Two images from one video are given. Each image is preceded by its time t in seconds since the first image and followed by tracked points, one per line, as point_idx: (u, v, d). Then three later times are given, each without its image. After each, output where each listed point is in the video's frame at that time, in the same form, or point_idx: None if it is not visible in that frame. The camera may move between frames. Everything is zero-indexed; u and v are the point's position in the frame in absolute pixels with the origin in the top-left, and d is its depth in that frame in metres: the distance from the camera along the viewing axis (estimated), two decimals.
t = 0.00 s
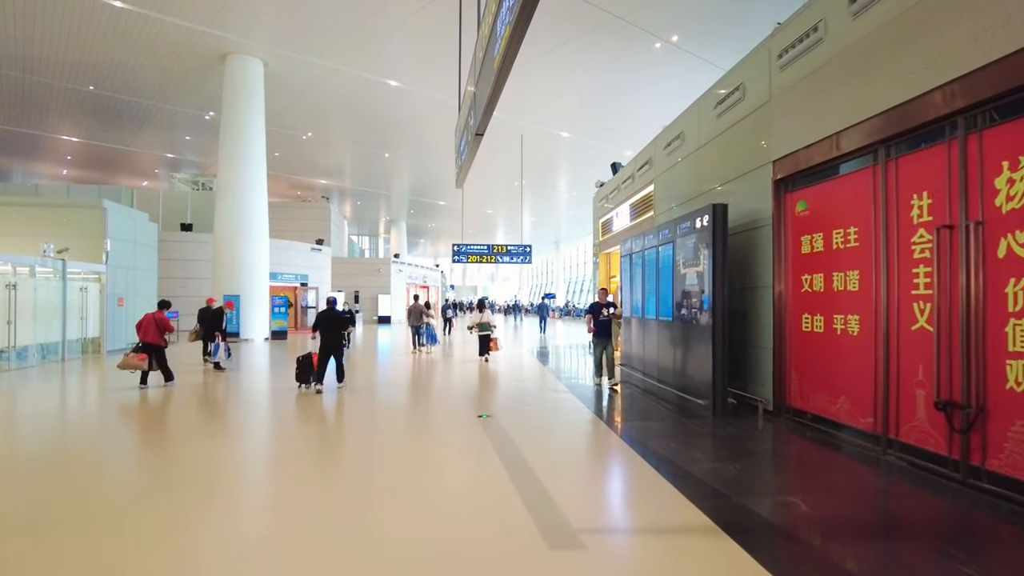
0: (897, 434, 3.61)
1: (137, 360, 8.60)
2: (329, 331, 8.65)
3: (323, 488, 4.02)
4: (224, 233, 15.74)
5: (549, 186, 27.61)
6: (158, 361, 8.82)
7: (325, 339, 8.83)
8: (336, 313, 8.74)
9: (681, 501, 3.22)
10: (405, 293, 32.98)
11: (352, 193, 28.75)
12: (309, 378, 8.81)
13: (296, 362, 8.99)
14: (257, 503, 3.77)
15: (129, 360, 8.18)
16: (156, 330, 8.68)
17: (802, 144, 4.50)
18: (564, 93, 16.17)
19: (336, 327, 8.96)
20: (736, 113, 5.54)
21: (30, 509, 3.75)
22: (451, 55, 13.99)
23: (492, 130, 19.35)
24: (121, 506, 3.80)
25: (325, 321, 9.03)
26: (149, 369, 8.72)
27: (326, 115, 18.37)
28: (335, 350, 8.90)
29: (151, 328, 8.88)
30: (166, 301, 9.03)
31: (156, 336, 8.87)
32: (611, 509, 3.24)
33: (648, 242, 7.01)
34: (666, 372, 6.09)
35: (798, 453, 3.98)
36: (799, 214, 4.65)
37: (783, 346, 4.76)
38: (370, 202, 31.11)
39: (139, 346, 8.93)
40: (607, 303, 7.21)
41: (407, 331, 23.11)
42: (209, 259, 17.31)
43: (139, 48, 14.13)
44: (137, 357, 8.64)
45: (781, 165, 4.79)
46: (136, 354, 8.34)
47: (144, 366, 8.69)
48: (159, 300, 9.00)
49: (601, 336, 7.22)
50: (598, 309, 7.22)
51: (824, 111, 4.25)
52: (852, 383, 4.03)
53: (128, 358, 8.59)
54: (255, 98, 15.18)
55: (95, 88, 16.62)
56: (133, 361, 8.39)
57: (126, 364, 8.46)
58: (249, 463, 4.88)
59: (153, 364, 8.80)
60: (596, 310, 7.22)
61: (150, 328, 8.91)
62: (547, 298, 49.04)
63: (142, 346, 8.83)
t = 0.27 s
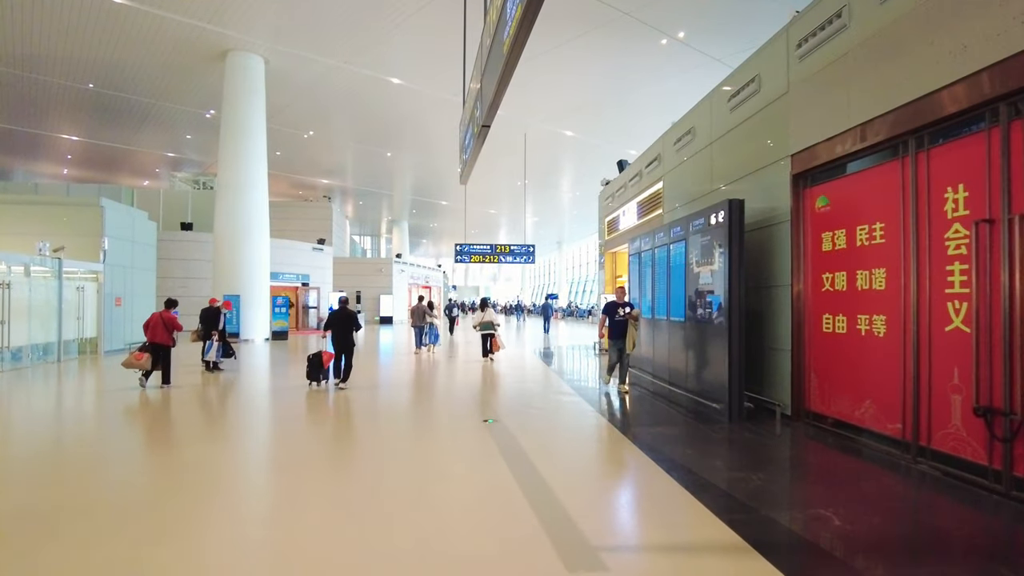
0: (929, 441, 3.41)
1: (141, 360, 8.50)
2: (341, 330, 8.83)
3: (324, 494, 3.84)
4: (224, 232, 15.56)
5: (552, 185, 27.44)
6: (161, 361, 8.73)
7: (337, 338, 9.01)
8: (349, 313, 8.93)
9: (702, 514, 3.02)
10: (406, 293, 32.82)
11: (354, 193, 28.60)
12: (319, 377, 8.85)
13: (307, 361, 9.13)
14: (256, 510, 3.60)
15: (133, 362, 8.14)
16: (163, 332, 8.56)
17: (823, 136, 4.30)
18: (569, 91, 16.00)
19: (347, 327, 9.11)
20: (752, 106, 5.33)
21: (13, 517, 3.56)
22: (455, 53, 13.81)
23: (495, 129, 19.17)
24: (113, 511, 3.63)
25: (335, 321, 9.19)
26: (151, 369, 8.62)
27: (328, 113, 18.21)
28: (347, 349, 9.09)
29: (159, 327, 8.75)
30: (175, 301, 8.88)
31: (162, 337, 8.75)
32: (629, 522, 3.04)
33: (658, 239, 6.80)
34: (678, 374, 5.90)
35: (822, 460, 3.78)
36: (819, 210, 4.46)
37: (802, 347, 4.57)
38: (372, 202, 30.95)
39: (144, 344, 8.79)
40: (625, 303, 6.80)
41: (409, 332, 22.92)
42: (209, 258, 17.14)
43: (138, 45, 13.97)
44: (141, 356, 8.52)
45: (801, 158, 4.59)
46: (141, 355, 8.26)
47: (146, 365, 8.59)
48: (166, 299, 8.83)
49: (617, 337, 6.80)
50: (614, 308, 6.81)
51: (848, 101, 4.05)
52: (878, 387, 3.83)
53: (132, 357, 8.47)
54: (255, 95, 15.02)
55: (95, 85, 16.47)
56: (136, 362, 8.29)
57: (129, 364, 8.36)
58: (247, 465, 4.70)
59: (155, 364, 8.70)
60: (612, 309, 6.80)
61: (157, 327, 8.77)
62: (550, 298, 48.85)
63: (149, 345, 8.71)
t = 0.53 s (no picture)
0: (959, 448, 3.22)
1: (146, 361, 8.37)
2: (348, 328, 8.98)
3: (323, 500, 3.70)
4: (222, 230, 15.37)
5: (553, 184, 27.26)
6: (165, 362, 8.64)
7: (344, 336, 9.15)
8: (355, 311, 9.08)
9: (719, 525, 2.84)
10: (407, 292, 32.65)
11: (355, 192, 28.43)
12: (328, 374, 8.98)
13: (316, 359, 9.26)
14: (251, 514, 3.47)
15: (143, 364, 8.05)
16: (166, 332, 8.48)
17: (840, 129, 4.13)
18: (571, 88, 15.83)
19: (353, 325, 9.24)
20: (765, 97, 5.14)
21: None
22: (456, 49, 13.64)
23: (496, 126, 19.00)
24: (100, 516, 3.49)
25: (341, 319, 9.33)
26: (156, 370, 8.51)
27: (328, 111, 18.04)
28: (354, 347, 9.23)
29: (159, 327, 8.60)
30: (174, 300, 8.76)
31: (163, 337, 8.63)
32: (640, 533, 2.86)
33: (664, 238, 6.60)
34: (687, 375, 5.70)
35: (840, 466, 3.59)
36: (836, 205, 4.28)
37: (818, 348, 4.39)
38: (373, 201, 30.78)
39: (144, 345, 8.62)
40: (638, 303, 6.22)
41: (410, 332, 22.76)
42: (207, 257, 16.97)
43: (136, 41, 13.81)
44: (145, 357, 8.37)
45: (816, 151, 4.41)
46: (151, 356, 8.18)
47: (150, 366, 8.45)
48: (166, 299, 8.68)
49: (632, 338, 6.23)
50: (626, 309, 6.23)
51: (868, 90, 3.87)
52: (900, 390, 3.65)
53: (137, 359, 8.32)
54: (254, 92, 14.85)
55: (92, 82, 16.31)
56: (145, 364, 8.18)
57: (136, 366, 8.21)
58: (243, 467, 4.55)
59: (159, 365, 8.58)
60: (624, 311, 6.22)
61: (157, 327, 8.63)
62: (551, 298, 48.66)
63: (150, 345, 8.55)
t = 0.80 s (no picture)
0: (990, 456, 3.03)
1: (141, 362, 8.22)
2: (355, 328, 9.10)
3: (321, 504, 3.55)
4: (219, 230, 15.20)
5: (554, 183, 27.08)
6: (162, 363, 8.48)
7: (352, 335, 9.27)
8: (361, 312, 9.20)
9: (735, 538, 2.67)
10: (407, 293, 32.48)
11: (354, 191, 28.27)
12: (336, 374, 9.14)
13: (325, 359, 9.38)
14: (248, 518, 3.33)
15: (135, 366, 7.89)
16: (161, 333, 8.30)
17: (857, 120, 3.95)
18: (572, 85, 15.65)
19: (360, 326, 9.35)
20: (776, 89, 4.94)
21: None
22: (456, 46, 13.48)
23: (497, 125, 18.83)
24: (91, 520, 3.36)
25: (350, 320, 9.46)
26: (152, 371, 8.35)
27: (327, 110, 17.88)
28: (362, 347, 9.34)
29: (156, 327, 8.41)
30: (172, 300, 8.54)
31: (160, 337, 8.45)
32: (650, 547, 2.69)
33: (671, 235, 6.40)
34: (695, 378, 5.51)
35: (859, 474, 3.41)
36: (854, 199, 4.10)
37: (834, 349, 4.21)
38: (373, 201, 30.61)
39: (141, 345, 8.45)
40: (651, 303, 5.81)
41: (410, 333, 22.58)
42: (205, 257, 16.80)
43: (132, 39, 13.66)
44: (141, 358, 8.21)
45: (831, 144, 4.24)
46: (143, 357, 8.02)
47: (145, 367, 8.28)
48: (163, 299, 8.48)
49: (644, 341, 5.81)
50: (638, 310, 5.82)
51: (886, 80, 3.70)
52: (923, 394, 3.46)
53: (133, 359, 8.16)
54: (252, 90, 14.68)
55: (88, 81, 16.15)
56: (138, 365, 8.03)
57: (130, 367, 8.05)
58: (240, 469, 4.42)
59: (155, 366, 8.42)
60: (636, 311, 5.82)
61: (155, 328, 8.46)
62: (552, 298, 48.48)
63: (147, 346, 8.39)
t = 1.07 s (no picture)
0: None
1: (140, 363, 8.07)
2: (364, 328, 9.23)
3: (320, 509, 3.41)
4: (217, 229, 15.03)
5: (555, 183, 26.91)
6: (162, 363, 8.32)
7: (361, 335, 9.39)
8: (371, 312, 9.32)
9: (756, 552, 2.49)
10: (408, 293, 32.34)
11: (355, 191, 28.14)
12: (343, 372, 9.32)
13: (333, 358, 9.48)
14: (243, 524, 3.19)
15: (132, 367, 7.74)
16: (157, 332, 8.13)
17: (877, 111, 3.78)
18: (575, 83, 15.49)
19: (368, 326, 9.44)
20: (789, 80, 4.75)
21: None
22: (457, 43, 13.30)
23: (498, 123, 18.66)
24: (83, 524, 3.24)
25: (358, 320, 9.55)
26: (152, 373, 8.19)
27: (327, 109, 17.71)
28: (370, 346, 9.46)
29: (154, 327, 8.27)
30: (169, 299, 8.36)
31: (159, 337, 8.30)
32: (662, 560, 2.52)
33: (678, 233, 6.20)
34: (705, 381, 5.31)
35: (881, 482, 3.25)
36: (871, 194, 3.92)
37: (851, 351, 4.03)
38: (373, 200, 30.47)
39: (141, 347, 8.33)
40: (666, 303, 5.37)
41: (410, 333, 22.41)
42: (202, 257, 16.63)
43: (129, 37, 13.51)
44: (138, 360, 8.07)
45: (848, 136, 4.06)
46: (138, 358, 7.87)
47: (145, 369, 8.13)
48: (160, 299, 8.32)
49: (658, 343, 5.36)
50: (653, 309, 5.36)
51: (908, 69, 3.54)
52: (949, 399, 3.28)
53: (131, 361, 8.03)
54: (250, 88, 14.53)
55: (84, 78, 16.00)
56: (134, 366, 7.88)
57: (126, 368, 7.91)
58: (230, 474, 4.25)
59: (155, 367, 8.26)
60: (651, 310, 5.36)
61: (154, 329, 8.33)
62: (554, 298, 48.31)
63: (146, 347, 8.23)
